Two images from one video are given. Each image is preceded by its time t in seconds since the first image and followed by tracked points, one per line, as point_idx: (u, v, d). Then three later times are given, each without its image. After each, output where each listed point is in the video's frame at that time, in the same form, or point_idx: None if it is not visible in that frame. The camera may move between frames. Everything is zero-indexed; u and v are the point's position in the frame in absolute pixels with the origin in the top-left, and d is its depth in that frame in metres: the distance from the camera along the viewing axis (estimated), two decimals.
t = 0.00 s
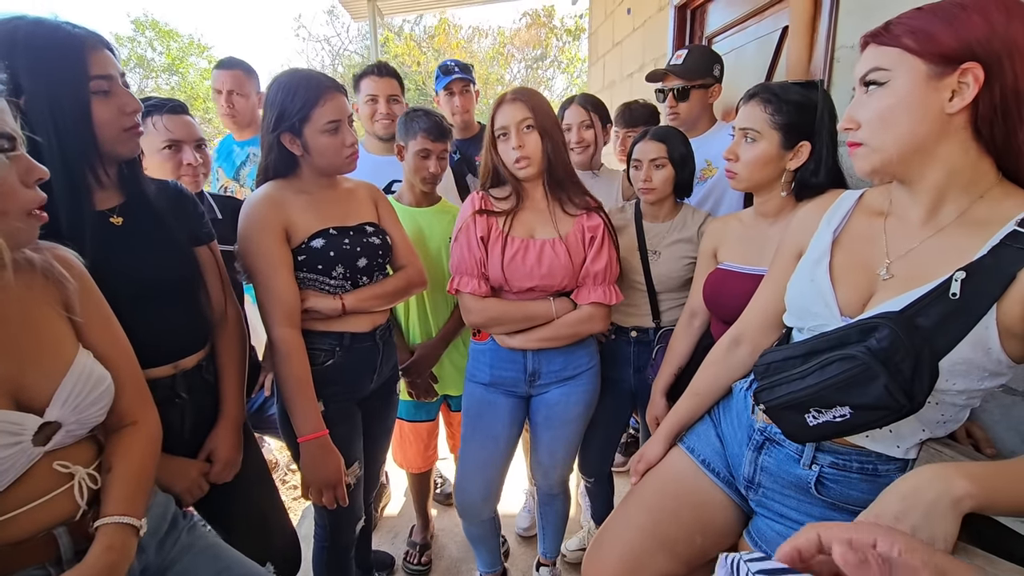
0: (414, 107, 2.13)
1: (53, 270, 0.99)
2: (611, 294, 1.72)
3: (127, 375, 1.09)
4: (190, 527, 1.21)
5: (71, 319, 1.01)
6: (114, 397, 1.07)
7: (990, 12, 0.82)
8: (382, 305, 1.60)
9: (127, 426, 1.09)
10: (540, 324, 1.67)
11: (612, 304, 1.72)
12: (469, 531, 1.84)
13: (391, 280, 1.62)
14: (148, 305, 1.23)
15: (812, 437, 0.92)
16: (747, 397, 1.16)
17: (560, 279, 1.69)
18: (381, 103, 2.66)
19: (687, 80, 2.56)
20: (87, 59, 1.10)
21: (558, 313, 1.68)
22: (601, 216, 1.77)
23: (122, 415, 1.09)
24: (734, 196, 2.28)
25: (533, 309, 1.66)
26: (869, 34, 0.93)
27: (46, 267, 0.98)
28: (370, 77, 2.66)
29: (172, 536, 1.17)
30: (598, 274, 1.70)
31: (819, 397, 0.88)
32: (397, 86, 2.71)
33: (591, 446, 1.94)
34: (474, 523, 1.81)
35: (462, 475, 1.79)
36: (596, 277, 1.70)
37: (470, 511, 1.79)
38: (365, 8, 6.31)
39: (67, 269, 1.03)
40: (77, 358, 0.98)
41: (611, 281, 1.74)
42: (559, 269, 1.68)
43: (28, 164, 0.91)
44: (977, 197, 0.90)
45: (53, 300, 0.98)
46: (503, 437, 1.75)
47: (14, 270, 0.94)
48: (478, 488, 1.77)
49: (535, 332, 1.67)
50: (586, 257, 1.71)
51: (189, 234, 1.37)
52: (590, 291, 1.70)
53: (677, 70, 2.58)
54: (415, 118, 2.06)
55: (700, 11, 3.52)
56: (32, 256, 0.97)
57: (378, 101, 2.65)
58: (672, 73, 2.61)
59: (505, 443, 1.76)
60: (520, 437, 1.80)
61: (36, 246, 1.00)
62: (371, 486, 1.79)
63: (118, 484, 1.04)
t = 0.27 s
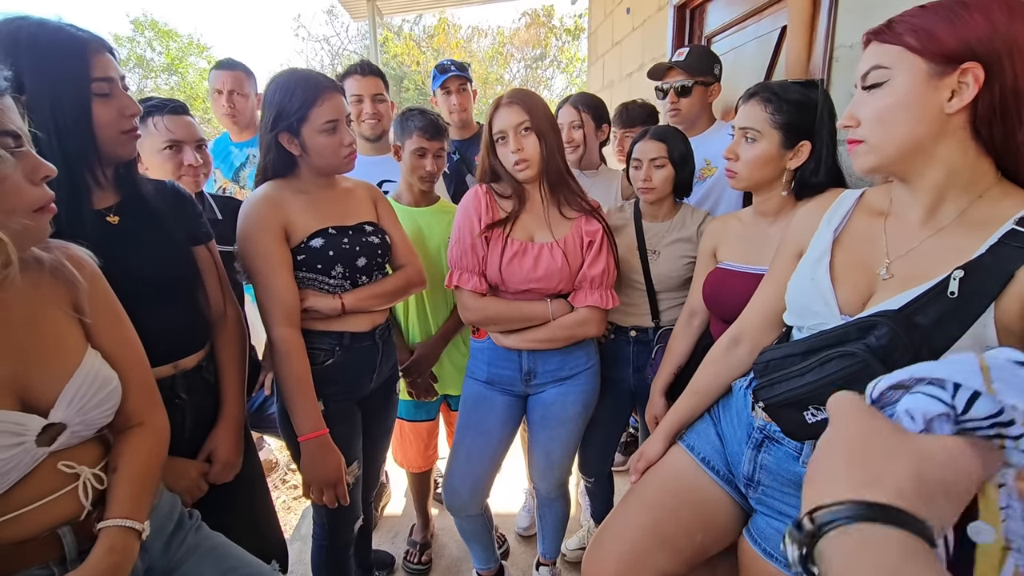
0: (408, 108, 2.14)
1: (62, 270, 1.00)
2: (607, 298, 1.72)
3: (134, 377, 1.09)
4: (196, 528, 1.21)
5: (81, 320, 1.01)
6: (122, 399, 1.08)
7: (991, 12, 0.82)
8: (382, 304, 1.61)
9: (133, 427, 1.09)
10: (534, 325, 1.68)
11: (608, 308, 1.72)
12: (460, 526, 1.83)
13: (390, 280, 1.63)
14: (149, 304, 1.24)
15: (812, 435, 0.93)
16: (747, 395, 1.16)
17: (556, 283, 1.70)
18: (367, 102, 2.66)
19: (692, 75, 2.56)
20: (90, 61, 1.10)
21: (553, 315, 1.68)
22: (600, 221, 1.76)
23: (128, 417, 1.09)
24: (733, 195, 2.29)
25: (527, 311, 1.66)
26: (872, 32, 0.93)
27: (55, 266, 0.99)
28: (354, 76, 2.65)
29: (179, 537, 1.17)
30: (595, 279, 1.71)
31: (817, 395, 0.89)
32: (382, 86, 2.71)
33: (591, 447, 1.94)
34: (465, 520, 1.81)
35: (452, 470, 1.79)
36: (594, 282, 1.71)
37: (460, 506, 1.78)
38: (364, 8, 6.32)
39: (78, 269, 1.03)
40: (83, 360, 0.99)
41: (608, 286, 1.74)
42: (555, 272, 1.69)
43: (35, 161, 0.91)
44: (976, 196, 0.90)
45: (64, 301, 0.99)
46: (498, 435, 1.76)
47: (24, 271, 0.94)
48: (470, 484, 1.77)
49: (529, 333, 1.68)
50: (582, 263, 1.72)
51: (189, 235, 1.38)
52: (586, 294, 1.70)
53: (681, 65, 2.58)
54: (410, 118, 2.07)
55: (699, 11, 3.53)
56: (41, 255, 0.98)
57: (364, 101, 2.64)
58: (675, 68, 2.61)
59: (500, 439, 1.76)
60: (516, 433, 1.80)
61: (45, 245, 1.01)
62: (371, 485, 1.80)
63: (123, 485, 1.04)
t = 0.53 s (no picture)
0: (405, 107, 2.14)
1: (65, 271, 1.00)
2: (609, 295, 1.72)
3: (135, 378, 1.09)
4: (195, 527, 1.21)
5: (83, 321, 1.02)
6: (121, 401, 1.08)
7: (988, 11, 0.83)
8: (381, 304, 1.61)
9: (134, 428, 1.10)
10: (535, 325, 1.68)
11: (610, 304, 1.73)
12: (457, 526, 1.84)
13: (389, 279, 1.63)
14: (148, 304, 1.24)
15: (809, 431, 0.93)
16: (745, 393, 1.17)
17: (555, 282, 1.70)
18: (362, 104, 2.64)
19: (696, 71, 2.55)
20: (86, 60, 1.11)
21: (554, 315, 1.69)
22: (598, 220, 1.77)
23: (128, 418, 1.09)
24: (731, 195, 2.30)
25: (528, 311, 1.67)
26: (870, 31, 0.93)
27: (58, 266, 0.99)
28: (348, 78, 2.63)
29: (178, 536, 1.17)
30: (594, 276, 1.71)
31: (815, 392, 0.89)
32: (375, 86, 2.69)
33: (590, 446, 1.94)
34: (464, 519, 1.81)
35: (451, 469, 1.79)
36: (593, 279, 1.71)
37: (460, 505, 1.79)
38: (363, 8, 6.33)
39: (80, 270, 1.03)
40: (83, 362, 0.99)
41: (608, 283, 1.74)
42: (555, 271, 1.69)
43: (35, 160, 0.91)
44: (974, 195, 0.91)
45: (65, 302, 0.99)
46: (498, 434, 1.76)
47: (28, 273, 0.95)
48: (471, 484, 1.77)
49: (530, 333, 1.68)
50: (582, 260, 1.72)
51: (187, 235, 1.38)
52: (586, 293, 1.70)
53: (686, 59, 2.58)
54: (406, 118, 2.08)
55: (698, 11, 3.53)
56: (43, 256, 0.98)
57: (361, 102, 2.63)
58: (679, 64, 2.60)
59: (500, 438, 1.77)
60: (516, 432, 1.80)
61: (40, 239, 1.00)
62: (371, 484, 1.80)
63: (123, 486, 1.04)
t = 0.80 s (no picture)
0: (405, 108, 2.15)
1: (65, 271, 1.00)
2: (609, 293, 1.73)
3: (134, 377, 1.10)
4: (195, 527, 1.22)
5: (83, 321, 1.02)
6: (121, 401, 1.08)
7: (984, 12, 0.83)
8: (380, 304, 1.61)
9: (134, 427, 1.10)
10: (538, 324, 1.68)
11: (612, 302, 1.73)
12: (456, 526, 1.84)
13: (388, 279, 1.63)
14: (148, 304, 1.24)
15: (807, 430, 0.93)
16: (744, 393, 1.17)
17: (557, 281, 1.71)
18: (376, 101, 2.69)
19: (699, 70, 2.56)
20: (86, 60, 1.11)
21: (557, 313, 1.69)
22: (597, 218, 1.78)
23: (128, 418, 1.10)
24: (729, 194, 2.30)
25: (532, 310, 1.67)
26: (866, 32, 0.94)
27: (58, 267, 0.99)
28: (363, 76, 2.70)
29: (178, 536, 1.17)
30: (594, 274, 1.71)
31: (813, 391, 0.89)
32: (389, 86, 2.75)
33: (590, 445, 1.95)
34: (465, 518, 1.81)
35: (451, 469, 1.79)
36: (595, 277, 1.71)
37: (460, 504, 1.79)
38: (363, 8, 6.34)
39: (80, 271, 1.04)
40: (83, 361, 0.99)
41: (608, 281, 1.74)
42: (558, 270, 1.70)
43: (35, 161, 0.92)
44: (971, 195, 0.91)
45: (65, 302, 0.99)
46: (499, 433, 1.76)
47: (29, 274, 0.95)
48: (474, 485, 1.78)
49: (535, 332, 1.68)
50: (584, 258, 1.73)
51: (186, 235, 1.38)
52: (589, 291, 1.71)
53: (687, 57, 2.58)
54: (405, 118, 2.08)
55: (697, 11, 3.54)
56: (43, 256, 0.98)
57: (374, 100, 2.67)
58: (682, 61, 2.58)
59: (501, 438, 1.77)
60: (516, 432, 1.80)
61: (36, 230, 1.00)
62: (371, 484, 1.80)
63: (123, 486, 1.04)
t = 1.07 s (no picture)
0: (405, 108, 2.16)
1: (66, 271, 1.00)
2: (610, 290, 1.73)
3: (138, 377, 1.10)
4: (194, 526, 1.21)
5: (86, 321, 1.02)
6: (125, 400, 1.08)
7: (982, 13, 0.84)
8: (380, 304, 1.62)
9: (137, 427, 1.10)
10: (540, 324, 1.69)
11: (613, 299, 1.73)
12: (458, 527, 1.84)
13: (388, 279, 1.63)
14: (148, 305, 1.25)
15: (807, 430, 0.93)
16: (743, 392, 1.18)
17: (559, 281, 1.71)
18: (385, 101, 2.71)
19: (701, 71, 2.57)
20: (91, 64, 1.11)
21: (558, 312, 1.69)
22: (593, 215, 1.78)
23: (132, 417, 1.10)
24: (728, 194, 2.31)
25: (532, 310, 1.67)
26: (864, 34, 0.94)
27: (59, 267, 0.99)
28: (372, 77, 2.73)
29: (178, 534, 1.17)
30: (594, 274, 1.71)
31: (813, 391, 0.90)
32: (398, 87, 2.78)
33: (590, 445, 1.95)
34: (466, 518, 1.82)
35: (452, 470, 1.80)
36: (592, 276, 1.71)
37: (461, 504, 1.79)
38: (362, 9, 6.34)
39: (83, 271, 1.04)
40: (88, 361, 0.99)
41: (608, 277, 1.74)
42: (559, 271, 1.70)
43: (36, 162, 0.92)
44: (969, 195, 0.91)
45: (68, 301, 0.99)
46: (500, 433, 1.76)
47: (32, 274, 0.95)
48: (475, 486, 1.78)
49: (536, 332, 1.69)
50: (584, 257, 1.73)
51: (187, 236, 1.38)
52: (588, 289, 1.71)
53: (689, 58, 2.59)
54: (405, 118, 2.09)
55: (696, 11, 3.54)
56: (45, 256, 0.98)
57: (383, 100, 2.70)
58: (684, 61, 2.59)
59: (502, 437, 1.77)
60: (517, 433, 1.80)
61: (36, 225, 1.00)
62: (371, 485, 1.80)
63: (127, 485, 1.04)
